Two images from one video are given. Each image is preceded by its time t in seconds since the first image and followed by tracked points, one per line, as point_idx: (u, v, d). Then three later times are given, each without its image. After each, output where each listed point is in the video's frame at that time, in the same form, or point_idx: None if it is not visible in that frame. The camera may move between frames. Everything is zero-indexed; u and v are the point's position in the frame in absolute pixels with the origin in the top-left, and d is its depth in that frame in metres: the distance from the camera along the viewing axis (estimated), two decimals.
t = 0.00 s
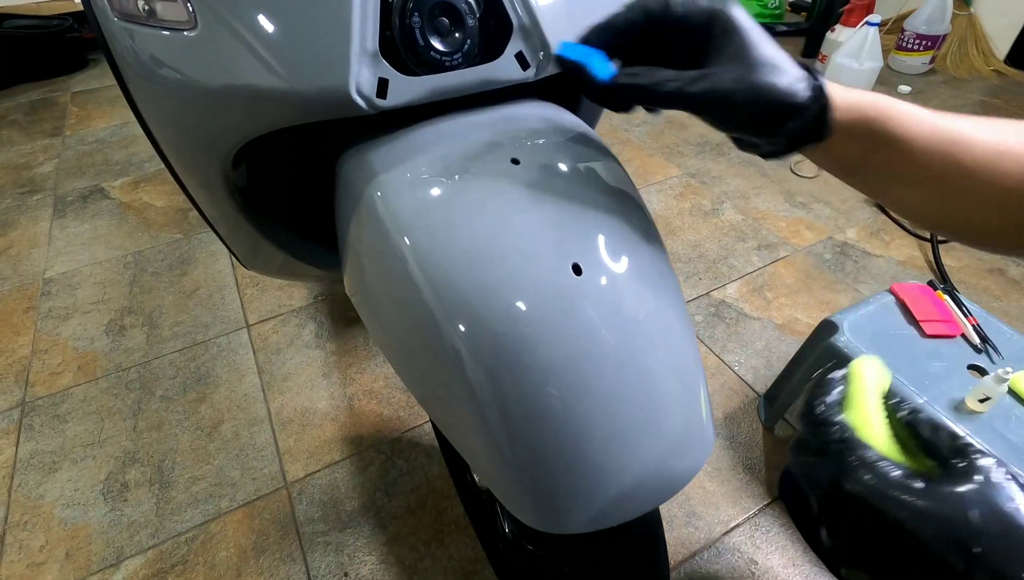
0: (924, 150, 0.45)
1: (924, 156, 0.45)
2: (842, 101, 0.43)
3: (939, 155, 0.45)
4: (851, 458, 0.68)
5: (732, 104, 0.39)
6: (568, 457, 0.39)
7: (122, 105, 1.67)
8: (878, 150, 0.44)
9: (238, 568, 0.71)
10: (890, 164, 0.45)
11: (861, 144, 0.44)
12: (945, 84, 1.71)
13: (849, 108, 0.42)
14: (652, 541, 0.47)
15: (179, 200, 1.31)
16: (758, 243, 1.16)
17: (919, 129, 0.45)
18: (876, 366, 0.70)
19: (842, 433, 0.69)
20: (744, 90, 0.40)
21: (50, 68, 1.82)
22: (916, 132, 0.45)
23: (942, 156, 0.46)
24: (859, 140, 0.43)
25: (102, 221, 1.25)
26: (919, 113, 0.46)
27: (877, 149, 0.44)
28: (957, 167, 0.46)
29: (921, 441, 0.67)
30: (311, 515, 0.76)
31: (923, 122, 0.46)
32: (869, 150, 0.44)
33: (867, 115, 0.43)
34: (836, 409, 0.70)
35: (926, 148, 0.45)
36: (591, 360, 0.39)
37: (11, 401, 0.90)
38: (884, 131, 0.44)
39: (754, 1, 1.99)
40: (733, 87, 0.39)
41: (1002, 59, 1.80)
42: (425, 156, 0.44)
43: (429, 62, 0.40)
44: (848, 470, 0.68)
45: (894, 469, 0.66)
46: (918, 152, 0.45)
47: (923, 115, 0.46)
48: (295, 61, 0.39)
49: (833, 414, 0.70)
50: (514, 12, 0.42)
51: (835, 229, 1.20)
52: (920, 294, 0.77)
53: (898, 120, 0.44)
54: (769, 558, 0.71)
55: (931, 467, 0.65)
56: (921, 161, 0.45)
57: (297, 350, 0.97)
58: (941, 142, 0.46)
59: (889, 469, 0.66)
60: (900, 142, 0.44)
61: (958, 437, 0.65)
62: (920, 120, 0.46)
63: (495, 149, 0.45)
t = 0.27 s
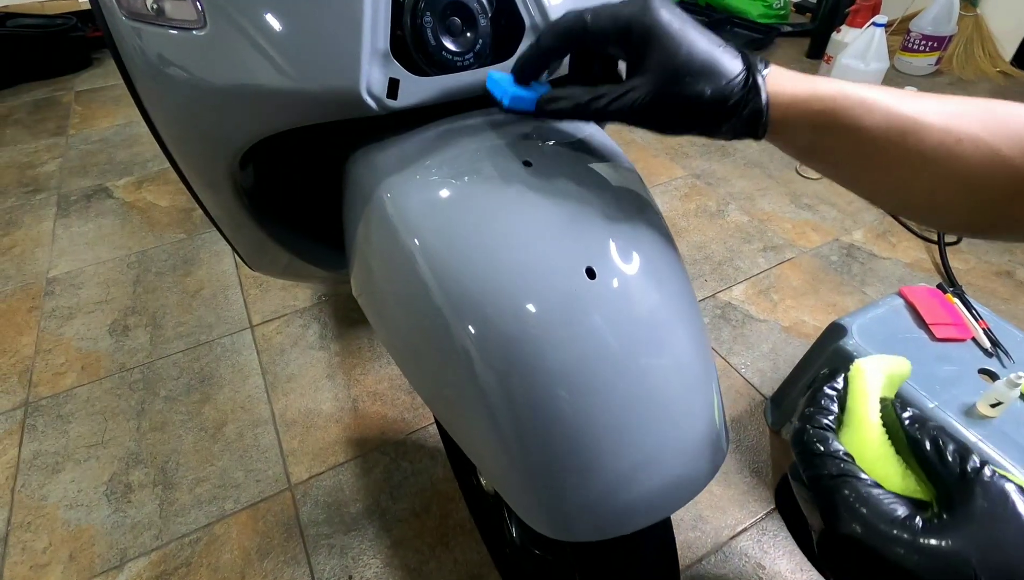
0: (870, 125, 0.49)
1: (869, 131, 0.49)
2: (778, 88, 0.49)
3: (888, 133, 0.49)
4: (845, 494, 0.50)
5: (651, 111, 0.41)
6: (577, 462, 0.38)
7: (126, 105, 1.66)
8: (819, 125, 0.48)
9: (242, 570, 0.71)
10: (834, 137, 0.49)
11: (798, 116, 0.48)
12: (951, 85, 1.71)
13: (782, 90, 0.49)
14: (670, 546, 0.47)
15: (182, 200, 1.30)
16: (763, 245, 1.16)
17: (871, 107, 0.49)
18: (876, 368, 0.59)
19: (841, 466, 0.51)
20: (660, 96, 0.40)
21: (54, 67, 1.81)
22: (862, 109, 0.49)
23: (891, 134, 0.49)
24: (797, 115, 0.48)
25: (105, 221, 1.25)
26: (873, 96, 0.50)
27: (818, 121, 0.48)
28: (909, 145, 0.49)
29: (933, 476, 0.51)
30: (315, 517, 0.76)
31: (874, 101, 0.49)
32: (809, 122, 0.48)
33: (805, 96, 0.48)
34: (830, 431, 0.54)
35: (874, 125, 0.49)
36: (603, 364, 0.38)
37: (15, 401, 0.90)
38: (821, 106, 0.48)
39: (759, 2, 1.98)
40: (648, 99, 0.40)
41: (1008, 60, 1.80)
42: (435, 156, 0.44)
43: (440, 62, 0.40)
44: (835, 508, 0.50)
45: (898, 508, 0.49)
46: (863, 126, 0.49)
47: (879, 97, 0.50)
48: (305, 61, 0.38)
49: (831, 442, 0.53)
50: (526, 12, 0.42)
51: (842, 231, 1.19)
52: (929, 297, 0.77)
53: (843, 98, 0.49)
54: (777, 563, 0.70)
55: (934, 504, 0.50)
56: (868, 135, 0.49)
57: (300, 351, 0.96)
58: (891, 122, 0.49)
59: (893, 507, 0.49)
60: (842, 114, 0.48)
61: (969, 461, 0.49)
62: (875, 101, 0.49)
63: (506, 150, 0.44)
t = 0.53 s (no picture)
0: (858, 156, 0.51)
1: (858, 162, 0.51)
2: (767, 123, 0.52)
3: (877, 163, 0.51)
4: (855, 525, 0.46)
5: (633, 148, 0.43)
6: (590, 471, 0.38)
7: (131, 107, 1.67)
8: (807, 157, 0.51)
9: (248, 574, 0.71)
10: (821, 168, 0.52)
11: (785, 151, 0.51)
12: (957, 89, 1.70)
13: (772, 126, 0.51)
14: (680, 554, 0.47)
15: (188, 202, 1.31)
16: (769, 249, 1.16)
17: (862, 138, 0.51)
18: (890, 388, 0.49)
19: (851, 495, 0.47)
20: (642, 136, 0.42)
21: (59, 68, 1.82)
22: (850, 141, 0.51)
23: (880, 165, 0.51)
24: (784, 150, 0.51)
25: (111, 223, 1.25)
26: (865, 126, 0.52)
27: (803, 156, 0.51)
28: (899, 174, 0.51)
29: (946, 505, 0.46)
30: (322, 521, 0.76)
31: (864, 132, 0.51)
32: (795, 157, 0.51)
33: (792, 132, 0.51)
34: (839, 455, 0.50)
35: (863, 157, 0.51)
36: (616, 373, 0.38)
37: (22, 403, 0.90)
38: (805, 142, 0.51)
39: (764, 5, 1.98)
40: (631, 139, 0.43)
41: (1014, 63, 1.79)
42: (448, 162, 0.44)
43: (454, 71, 0.40)
44: (844, 541, 0.46)
45: (911, 542, 0.45)
46: (851, 159, 0.51)
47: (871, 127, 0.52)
48: (317, 68, 0.38)
49: (841, 469, 0.49)
50: (540, 21, 0.42)
51: (848, 235, 1.19)
52: (938, 304, 0.76)
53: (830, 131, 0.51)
54: (784, 569, 0.70)
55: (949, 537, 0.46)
56: (856, 166, 0.51)
57: (306, 354, 0.96)
58: (881, 152, 0.51)
59: (906, 541, 0.45)
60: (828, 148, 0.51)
61: (986, 493, 0.45)
62: (865, 132, 0.51)
63: (518, 157, 0.44)
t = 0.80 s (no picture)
0: (867, 178, 0.51)
1: (866, 183, 0.51)
2: (774, 145, 0.51)
3: (886, 184, 0.51)
4: (880, 529, 0.46)
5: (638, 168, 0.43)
6: (604, 479, 0.38)
7: (136, 108, 1.67)
8: (815, 179, 0.51)
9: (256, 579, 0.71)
10: (829, 190, 0.52)
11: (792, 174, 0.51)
12: (962, 92, 1.70)
13: (780, 149, 0.51)
14: (695, 562, 0.47)
15: (193, 204, 1.31)
16: (776, 253, 1.15)
17: (873, 157, 0.51)
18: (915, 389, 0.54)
19: (875, 499, 0.48)
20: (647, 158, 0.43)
21: (63, 69, 1.82)
22: (858, 162, 0.51)
23: (888, 185, 0.51)
24: (792, 175, 0.51)
25: (117, 224, 1.25)
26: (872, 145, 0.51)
27: (811, 179, 0.51)
28: (907, 195, 0.51)
29: (971, 510, 0.47)
30: (329, 525, 0.75)
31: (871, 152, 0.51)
32: (803, 180, 0.51)
33: (800, 154, 0.51)
34: (866, 460, 0.52)
35: (871, 178, 0.51)
36: (631, 381, 0.38)
37: (28, 405, 0.90)
38: (814, 165, 0.51)
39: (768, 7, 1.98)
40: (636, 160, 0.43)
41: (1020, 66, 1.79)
42: (462, 168, 0.44)
43: (472, 79, 0.40)
44: (868, 544, 0.47)
45: (937, 546, 0.45)
46: (859, 180, 0.51)
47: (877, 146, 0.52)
48: (332, 75, 0.38)
49: (866, 473, 0.50)
50: (558, 29, 0.42)
51: (854, 239, 1.19)
52: (948, 310, 0.76)
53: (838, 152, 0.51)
54: (793, 576, 0.70)
55: (974, 542, 0.45)
56: (864, 187, 0.51)
57: (312, 357, 0.96)
58: (889, 172, 0.51)
59: (932, 545, 0.45)
60: (836, 170, 0.51)
61: (1013, 499, 0.45)
62: (872, 152, 0.51)
63: (534, 165, 0.44)
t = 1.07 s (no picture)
0: (894, 176, 0.51)
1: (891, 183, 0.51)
2: (798, 143, 0.50)
3: (912, 182, 0.50)
4: (917, 551, 0.48)
5: (666, 171, 0.43)
6: (615, 489, 0.38)
7: (138, 110, 1.66)
8: (841, 177, 0.51)
9: None
10: (856, 188, 0.51)
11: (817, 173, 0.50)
12: (965, 95, 1.70)
13: (801, 144, 0.50)
14: (705, 569, 0.47)
15: (195, 207, 1.30)
16: (779, 257, 1.15)
17: (897, 157, 0.51)
18: (948, 405, 0.56)
19: (910, 520, 0.50)
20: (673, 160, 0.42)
21: (65, 71, 1.81)
22: (884, 159, 0.50)
23: (915, 183, 0.51)
24: (816, 172, 0.51)
25: (119, 227, 1.25)
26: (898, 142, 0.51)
27: (839, 177, 0.50)
28: (934, 193, 0.50)
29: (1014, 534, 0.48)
30: (333, 532, 0.75)
31: (897, 149, 0.51)
32: (830, 176, 0.50)
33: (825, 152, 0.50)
34: (899, 478, 0.54)
35: (898, 175, 0.51)
36: (643, 390, 0.38)
37: (30, 410, 0.90)
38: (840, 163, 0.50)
39: (770, 10, 1.98)
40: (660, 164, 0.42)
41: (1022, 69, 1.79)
42: (472, 175, 0.44)
43: (484, 88, 0.40)
44: (905, 567, 0.48)
45: (979, 572, 0.47)
46: (886, 178, 0.51)
47: (903, 144, 0.51)
48: (342, 83, 0.38)
49: (901, 493, 0.52)
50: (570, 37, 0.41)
51: (858, 243, 1.18)
52: (955, 316, 0.76)
53: (864, 150, 0.51)
54: None
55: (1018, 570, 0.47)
56: (891, 184, 0.51)
57: (315, 361, 0.96)
58: (916, 169, 0.51)
59: (974, 570, 0.47)
60: (862, 168, 0.50)
61: None
62: (898, 150, 0.51)
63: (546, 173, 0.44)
